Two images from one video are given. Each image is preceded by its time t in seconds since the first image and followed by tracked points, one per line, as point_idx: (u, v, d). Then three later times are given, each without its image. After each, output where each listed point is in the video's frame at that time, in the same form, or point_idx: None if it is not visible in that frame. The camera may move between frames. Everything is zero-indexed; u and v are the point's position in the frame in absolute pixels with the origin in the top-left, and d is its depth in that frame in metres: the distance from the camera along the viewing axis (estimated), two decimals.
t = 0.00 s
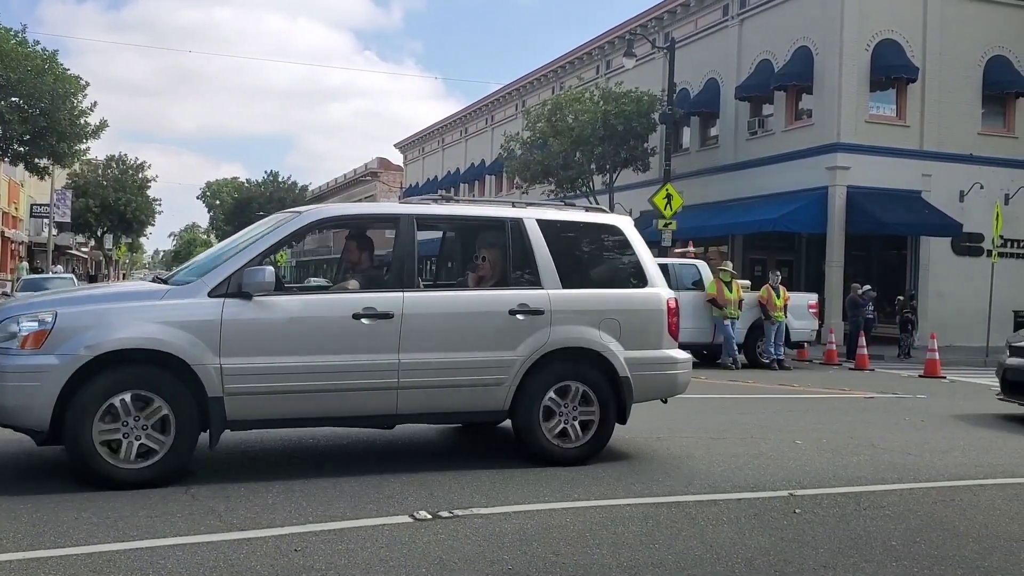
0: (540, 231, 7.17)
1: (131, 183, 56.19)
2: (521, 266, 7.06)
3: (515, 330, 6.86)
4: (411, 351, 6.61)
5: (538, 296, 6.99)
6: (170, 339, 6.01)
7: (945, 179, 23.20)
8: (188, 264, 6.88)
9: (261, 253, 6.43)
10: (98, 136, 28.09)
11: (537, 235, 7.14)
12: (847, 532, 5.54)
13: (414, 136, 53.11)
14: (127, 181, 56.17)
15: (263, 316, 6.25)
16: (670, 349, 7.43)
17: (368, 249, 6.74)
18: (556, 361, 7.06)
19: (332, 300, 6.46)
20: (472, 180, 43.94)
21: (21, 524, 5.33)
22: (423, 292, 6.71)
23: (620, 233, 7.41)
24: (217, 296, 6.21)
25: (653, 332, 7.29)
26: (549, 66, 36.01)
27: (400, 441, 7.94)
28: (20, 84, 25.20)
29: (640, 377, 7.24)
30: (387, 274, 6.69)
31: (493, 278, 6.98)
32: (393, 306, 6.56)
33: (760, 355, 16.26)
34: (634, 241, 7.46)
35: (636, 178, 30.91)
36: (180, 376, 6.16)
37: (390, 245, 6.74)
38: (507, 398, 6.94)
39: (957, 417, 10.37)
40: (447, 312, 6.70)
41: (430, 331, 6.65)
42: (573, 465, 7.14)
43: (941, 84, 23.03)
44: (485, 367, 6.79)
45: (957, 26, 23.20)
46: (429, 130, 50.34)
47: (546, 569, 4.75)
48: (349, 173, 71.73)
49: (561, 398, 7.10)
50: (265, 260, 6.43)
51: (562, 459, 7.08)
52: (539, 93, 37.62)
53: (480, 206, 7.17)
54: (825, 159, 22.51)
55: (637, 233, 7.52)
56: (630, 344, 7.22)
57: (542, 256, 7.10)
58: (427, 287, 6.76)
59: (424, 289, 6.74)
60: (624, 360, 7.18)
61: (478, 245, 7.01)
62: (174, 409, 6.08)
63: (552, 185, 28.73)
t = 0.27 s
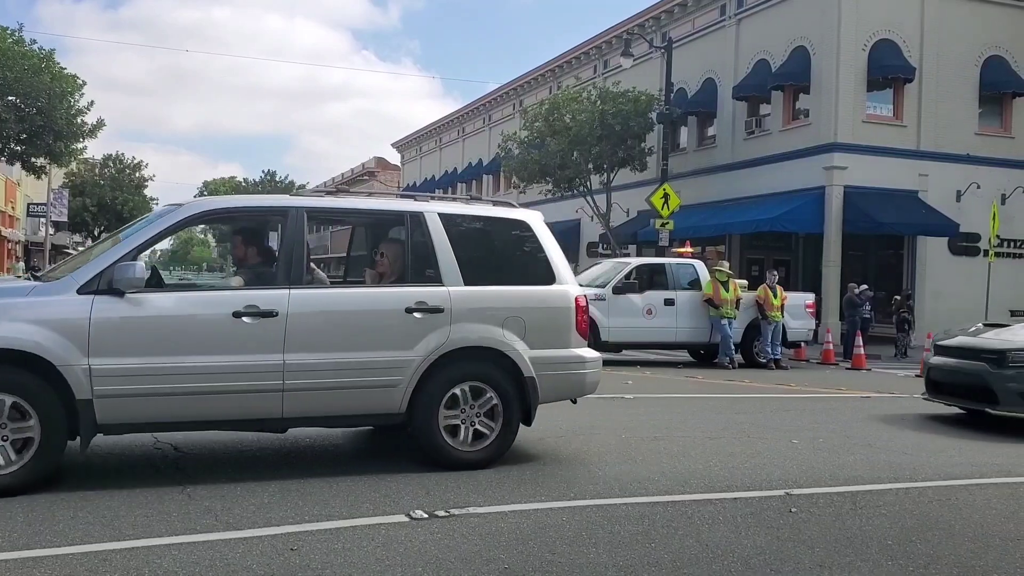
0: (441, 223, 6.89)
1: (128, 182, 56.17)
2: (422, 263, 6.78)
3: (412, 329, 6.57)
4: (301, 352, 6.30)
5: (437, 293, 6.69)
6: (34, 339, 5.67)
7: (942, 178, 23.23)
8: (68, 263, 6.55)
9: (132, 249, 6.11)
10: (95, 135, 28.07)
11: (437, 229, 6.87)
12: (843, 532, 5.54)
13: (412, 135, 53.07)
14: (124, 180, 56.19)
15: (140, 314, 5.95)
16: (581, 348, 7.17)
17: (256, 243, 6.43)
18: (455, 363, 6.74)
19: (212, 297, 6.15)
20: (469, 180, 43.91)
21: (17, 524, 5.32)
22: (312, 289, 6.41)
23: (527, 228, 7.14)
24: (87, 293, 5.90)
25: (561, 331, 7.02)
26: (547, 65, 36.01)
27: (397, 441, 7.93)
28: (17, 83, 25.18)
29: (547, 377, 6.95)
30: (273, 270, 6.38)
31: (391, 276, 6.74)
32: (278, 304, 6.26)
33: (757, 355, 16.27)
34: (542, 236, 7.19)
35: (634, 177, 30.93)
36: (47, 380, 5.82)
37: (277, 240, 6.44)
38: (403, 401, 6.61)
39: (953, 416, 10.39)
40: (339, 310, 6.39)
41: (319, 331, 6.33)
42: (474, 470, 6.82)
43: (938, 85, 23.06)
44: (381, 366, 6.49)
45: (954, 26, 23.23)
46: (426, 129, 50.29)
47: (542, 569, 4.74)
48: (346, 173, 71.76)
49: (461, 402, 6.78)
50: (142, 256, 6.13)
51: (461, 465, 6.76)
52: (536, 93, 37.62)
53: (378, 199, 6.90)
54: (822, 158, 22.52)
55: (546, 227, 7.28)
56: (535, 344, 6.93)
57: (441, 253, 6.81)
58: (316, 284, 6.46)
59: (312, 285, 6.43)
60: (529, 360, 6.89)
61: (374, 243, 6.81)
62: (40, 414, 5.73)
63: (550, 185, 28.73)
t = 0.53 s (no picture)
0: (335, 217, 6.62)
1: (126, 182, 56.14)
2: (314, 258, 6.50)
3: (300, 328, 6.29)
4: (181, 352, 6.01)
5: (328, 290, 6.42)
6: None
7: (940, 178, 23.25)
8: None
9: (0, 243, 5.82)
10: (93, 134, 28.04)
11: (330, 223, 6.59)
12: (842, 531, 5.54)
13: (410, 135, 53.03)
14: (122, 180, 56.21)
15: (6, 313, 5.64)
16: (485, 347, 6.94)
17: (135, 238, 6.13)
18: (347, 364, 6.47)
19: (83, 294, 5.86)
20: (468, 179, 43.88)
21: (16, 523, 5.32)
22: (193, 286, 6.11)
23: (429, 222, 6.89)
24: None
25: (463, 330, 6.79)
26: (545, 65, 36.00)
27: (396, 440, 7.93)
28: (15, 82, 25.16)
29: (447, 378, 6.72)
30: (153, 265, 6.08)
31: (283, 272, 6.42)
32: (155, 303, 5.96)
33: (755, 354, 16.27)
34: (446, 232, 6.95)
35: (632, 177, 30.93)
36: None
37: (159, 234, 6.15)
38: (290, 406, 6.34)
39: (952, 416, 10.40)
40: (223, 309, 6.11)
41: (201, 331, 6.05)
42: (370, 475, 6.56)
43: (936, 85, 23.09)
44: (267, 367, 6.21)
45: (952, 26, 23.26)
46: (425, 128, 50.23)
47: (541, 568, 4.74)
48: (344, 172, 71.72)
49: (352, 403, 6.49)
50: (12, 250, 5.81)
51: (354, 470, 6.49)
52: (534, 92, 37.61)
53: (270, 191, 6.61)
54: (820, 158, 22.52)
55: (450, 220, 7.03)
56: (435, 342, 6.69)
57: (335, 248, 6.55)
58: (198, 280, 6.16)
59: (196, 282, 6.14)
60: (429, 360, 6.65)
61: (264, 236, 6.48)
62: None
63: (548, 184, 28.71)
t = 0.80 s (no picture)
0: (218, 211, 6.25)
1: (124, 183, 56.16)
2: (194, 254, 6.12)
3: (175, 329, 5.92)
4: (45, 353, 5.66)
5: (207, 288, 6.04)
6: None
7: (939, 179, 23.28)
8: None
9: None
10: (91, 134, 28.05)
11: (212, 217, 6.21)
12: (841, 531, 5.54)
13: (409, 135, 53.03)
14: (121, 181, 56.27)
15: None
16: (385, 349, 6.54)
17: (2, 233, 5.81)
18: (228, 365, 6.10)
19: None
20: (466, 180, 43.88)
21: (16, 523, 5.32)
22: (60, 284, 5.77)
23: (325, 215, 6.49)
24: None
25: (361, 331, 6.40)
26: (543, 65, 36.02)
27: (396, 440, 7.93)
28: (13, 83, 25.18)
29: (341, 383, 6.33)
30: (19, 263, 5.76)
31: (163, 269, 6.03)
32: (18, 301, 5.63)
33: (754, 354, 16.26)
34: (344, 226, 6.55)
35: (631, 177, 30.95)
36: None
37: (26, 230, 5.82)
38: (167, 410, 5.97)
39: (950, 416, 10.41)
40: (79, 309, 5.73)
41: (61, 333, 5.69)
42: (258, 483, 6.22)
43: (935, 85, 23.11)
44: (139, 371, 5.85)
45: (950, 27, 23.28)
46: (423, 129, 50.23)
47: (541, 568, 4.74)
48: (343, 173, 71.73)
49: (237, 409, 6.12)
50: None
51: (238, 478, 6.14)
52: (533, 93, 37.63)
53: (152, 183, 6.25)
54: (819, 158, 22.53)
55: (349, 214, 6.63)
56: (327, 345, 6.32)
57: (219, 244, 6.17)
58: (66, 278, 5.81)
59: (66, 279, 5.80)
60: (320, 363, 6.28)
61: (142, 231, 6.09)
62: None
63: (546, 184, 28.71)
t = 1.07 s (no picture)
0: (90, 207, 6.04)
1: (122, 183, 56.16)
2: (64, 252, 5.91)
3: (40, 329, 5.70)
4: None
5: (74, 287, 5.81)
6: None
7: (936, 178, 23.29)
8: None
9: None
10: (89, 134, 28.03)
11: (83, 213, 6.01)
12: (839, 531, 5.53)
13: (407, 135, 53.02)
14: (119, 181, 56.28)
15: None
16: (268, 351, 6.32)
17: None
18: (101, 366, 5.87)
19: None
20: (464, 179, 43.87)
21: (14, 523, 5.31)
22: None
23: (209, 209, 6.31)
24: None
25: (242, 333, 6.19)
26: (541, 65, 36.02)
27: (394, 440, 7.92)
28: (11, 82, 25.16)
29: (217, 386, 6.11)
30: None
31: (31, 264, 5.86)
32: None
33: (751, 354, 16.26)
34: (227, 220, 6.34)
35: (628, 177, 30.96)
36: None
37: None
38: (30, 414, 5.73)
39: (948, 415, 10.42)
40: None
41: None
42: (132, 491, 5.99)
43: (932, 85, 23.13)
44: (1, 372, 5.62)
45: (948, 27, 23.30)
46: (421, 128, 50.20)
47: (540, 568, 4.74)
48: (341, 172, 71.72)
49: (106, 414, 5.86)
50: None
51: (110, 484, 5.90)
52: (531, 93, 37.62)
53: (24, 176, 6.04)
54: (817, 158, 22.53)
55: (233, 209, 6.42)
56: (203, 346, 6.10)
57: (88, 237, 5.95)
58: None
59: None
60: (195, 366, 6.06)
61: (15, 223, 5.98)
62: None
63: (544, 184, 28.71)
